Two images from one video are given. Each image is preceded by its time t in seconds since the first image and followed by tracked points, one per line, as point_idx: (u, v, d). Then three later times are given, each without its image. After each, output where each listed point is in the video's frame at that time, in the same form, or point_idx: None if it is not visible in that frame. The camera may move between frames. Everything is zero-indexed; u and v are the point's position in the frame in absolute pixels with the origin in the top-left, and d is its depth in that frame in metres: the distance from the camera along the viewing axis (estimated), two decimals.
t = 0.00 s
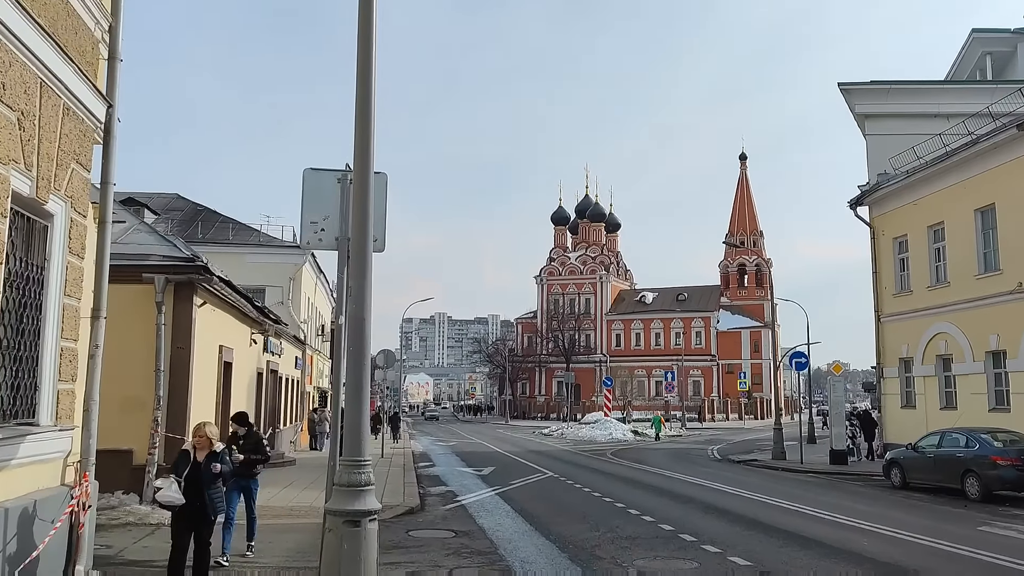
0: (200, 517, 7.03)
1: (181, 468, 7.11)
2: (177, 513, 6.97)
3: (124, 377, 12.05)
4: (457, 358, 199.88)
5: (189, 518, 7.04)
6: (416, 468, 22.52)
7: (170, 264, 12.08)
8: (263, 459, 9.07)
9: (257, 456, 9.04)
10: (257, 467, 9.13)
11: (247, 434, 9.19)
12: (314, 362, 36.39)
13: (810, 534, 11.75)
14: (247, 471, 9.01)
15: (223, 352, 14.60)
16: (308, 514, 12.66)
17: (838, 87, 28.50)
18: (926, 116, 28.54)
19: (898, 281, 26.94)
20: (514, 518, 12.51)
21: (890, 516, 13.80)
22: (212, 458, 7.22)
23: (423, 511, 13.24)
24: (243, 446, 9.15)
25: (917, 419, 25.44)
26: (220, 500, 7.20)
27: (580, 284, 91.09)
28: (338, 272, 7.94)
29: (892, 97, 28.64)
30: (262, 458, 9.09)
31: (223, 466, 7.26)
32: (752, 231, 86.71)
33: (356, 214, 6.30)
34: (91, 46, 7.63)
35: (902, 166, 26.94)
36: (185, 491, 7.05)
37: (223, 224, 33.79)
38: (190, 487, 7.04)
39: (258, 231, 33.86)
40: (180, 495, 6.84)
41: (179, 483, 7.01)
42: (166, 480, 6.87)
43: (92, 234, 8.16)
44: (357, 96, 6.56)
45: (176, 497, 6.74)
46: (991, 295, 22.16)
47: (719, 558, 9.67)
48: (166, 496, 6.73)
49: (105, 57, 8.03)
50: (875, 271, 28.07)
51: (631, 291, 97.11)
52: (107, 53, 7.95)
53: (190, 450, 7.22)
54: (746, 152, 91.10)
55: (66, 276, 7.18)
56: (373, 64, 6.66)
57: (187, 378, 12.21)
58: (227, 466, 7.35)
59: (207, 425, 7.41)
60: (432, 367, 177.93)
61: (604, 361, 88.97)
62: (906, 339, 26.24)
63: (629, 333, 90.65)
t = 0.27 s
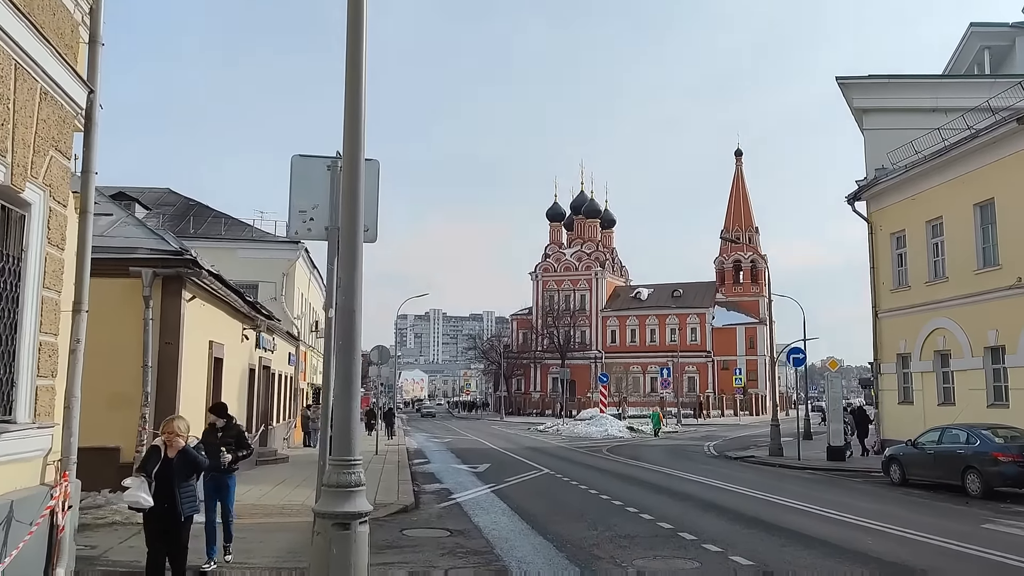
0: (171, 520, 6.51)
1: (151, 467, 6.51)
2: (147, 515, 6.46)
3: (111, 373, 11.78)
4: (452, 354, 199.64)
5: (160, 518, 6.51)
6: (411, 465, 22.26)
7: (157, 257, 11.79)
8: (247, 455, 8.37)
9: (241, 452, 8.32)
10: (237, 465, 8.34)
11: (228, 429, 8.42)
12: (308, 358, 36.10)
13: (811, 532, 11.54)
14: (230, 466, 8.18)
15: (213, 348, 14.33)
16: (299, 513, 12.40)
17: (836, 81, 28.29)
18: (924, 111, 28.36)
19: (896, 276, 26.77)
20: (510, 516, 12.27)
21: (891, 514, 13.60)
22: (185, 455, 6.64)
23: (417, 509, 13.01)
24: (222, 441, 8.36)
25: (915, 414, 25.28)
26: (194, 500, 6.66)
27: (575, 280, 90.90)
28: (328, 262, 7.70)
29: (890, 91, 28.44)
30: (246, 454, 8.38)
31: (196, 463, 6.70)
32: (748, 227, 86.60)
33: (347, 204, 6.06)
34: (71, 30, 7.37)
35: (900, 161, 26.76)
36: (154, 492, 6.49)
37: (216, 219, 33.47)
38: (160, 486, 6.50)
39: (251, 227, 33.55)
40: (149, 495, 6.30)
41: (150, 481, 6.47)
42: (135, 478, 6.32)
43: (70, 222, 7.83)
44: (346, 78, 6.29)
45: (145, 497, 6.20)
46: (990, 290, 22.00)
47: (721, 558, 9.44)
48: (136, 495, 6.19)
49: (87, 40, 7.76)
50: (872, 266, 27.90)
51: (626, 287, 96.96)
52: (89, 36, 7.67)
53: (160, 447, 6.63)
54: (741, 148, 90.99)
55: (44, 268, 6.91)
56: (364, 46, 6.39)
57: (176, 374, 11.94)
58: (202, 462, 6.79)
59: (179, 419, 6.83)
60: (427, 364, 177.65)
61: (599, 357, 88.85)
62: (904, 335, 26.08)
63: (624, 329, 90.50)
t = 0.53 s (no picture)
0: (142, 529, 5.80)
1: (121, 469, 5.76)
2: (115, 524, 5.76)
3: (96, 368, 11.47)
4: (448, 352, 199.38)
5: (131, 529, 5.80)
6: (406, 463, 21.99)
7: (145, 250, 11.49)
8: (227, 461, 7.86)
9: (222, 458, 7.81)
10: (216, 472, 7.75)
11: (208, 433, 7.88)
12: (302, 355, 35.81)
13: (815, 532, 11.28)
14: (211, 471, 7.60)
15: (203, 343, 14.04)
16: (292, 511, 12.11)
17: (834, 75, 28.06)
18: (923, 105, 28.15)
19: (895, 272, 26.55)
20: (507, 515, 11.99)
21: (894, 513, 13.35)
22: (161, 456, 5.92)
23: (412, 508, 12.74)
24: (202, 444, 7.81)
25: (915, 411, 25.08)
26: (171, 507, 5.94)
27: (571, 277, 90.67)
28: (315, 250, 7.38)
29: (889, 86, 28.21)
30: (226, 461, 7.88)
31: (175, 465, 5.97)
32: (744, 224, 86.50)
33: (332, 189, 5.80)
34: (48, 9, 7.08)
35: (899, 156, 26.56)
36: (124, 497, 5.77)
37: (208, 215, 33.12)
38: (132, 491, 5.78)
39: (244, 222, 33.20)
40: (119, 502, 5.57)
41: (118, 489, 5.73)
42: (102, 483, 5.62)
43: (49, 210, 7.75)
44: (332, 56, 6.02)
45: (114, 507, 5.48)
46: (991, 285, 21.79)
47: (725, 559, 9.16)
48: (102, 505, 5.46)
49: (64, 22, 7.46)
50: (870, 261, 27.68)
51: (622, 284, 96.76)
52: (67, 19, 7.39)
53: (133, 447, 5.91)
54: (738, 145, 90.79)
55: (20, 258, 6.62)
56: (351, 23, 6.12)
57: (164, 369, 11.63)
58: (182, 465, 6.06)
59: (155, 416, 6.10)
60: (423, 362, 177.42)
61: (596, 354, 88.63)
62: (903, 331, 25.89)
63: (621, 327, 90.32)
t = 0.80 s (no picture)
0: (111, 541, 5.43)
1: (88, 478, 5.59)
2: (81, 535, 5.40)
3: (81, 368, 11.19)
4: (442, 351, 199.03)
5: (97, 538, 5.42)
6: (399, 464, 21.74)
7: (131, 247, 11.22)
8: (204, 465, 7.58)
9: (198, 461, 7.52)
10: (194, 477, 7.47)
11: (186, 434, 7.60)
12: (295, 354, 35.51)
13: (816, 536, 11.07)
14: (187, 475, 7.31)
15: (192, 342, 13.77)
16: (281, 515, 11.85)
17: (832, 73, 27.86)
18: (921, 104, 27.96)
19: (893, 272, 26.38)
20: (501, 519, 11.76)
21: (895, 517, 13.15)
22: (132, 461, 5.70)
23: (404, 511, 12.49)
24: (178, 447, 7.51)
25: (912, 412, 24.93)
26: (142, 519, 5.60)
27: (567, 276, 90.46)
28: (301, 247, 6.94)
29: (887, 84, 28.01)
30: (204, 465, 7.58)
31: (146, 472, 5.74)
32: (740, 223, 86.36)
33: (318, 182, 5.56)
34: None
35: (897, 154, 26.37)
36: (93, 505, 5.50)
37: (200, 212, 32.78)
38: (100, 499, 5.51)
39: (236, 220, 32.86)
40: (85, 512, 5.28)
41: (85, 496, 5.49)
42: (65, 494, 5.36)
43: (24, 201, 7.94)
44: (317, 39, 5.75)
45: (80, 517, 5.19)
46: (990, 286, 21.62)
47: (725, 564, 8.94)
48: (68, 514, 5.18)
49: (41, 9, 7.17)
50: (868, 261, 27.50)
51: (617, 283, 96.56)
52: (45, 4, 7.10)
53: (102, 452, 5.69)
54: (733, 144, 90.68)
55: None
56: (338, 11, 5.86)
57: (151, 369, 11.36)
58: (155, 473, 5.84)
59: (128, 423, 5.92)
60: (417, 360, 177.02)
61: (591, 354, 88.43)
62: (901, 331, 25.74)
63: (616, 326, 90.12)
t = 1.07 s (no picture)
0: (71, 558, 5.00)
1: (47, 486, 5.06)
2: (39, 550, 4.92)
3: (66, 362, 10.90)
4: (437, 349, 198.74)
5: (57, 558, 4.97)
6: (393, 462, 21.48)
7: (119, 238, 10.94)
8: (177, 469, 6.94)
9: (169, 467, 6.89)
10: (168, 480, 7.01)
11: (156, 438, 6.95)
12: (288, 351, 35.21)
13: (818, 538, 10.85)
14: (156, 484, 6.89)
15: (182, 337, 13.50)
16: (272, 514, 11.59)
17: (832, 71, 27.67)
18: (920, 103, 27.81)
19: (891, 271, 26.24)
20: (497, 518, 11.51)
21: (896, 518, 12.95)
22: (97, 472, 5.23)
23: (398, 510, 12.24)
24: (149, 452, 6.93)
25: (910, 412, 24.77)
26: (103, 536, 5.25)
27: (562, 274, 90.28)
28: (291, 237, 6.47)
29: (886, 82, 27.84)
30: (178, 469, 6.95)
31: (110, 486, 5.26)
32: (735, 222, 86.32)
33: (308, 164, 5.34)
34: None
35: (896, 153, 26.20)
36: (51, 518, 5.02)
37: (193, 207, 32.45)
38: (58, 511, 5.03)
39: (230, 215, 32.53)
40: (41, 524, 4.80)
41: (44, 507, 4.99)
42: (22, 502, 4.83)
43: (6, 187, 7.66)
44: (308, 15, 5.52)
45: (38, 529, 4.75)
46: (990, 285, 21.47)
47: (728, 566, 8.71)
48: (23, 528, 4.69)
49: None
50: (866, 260, 27.33)
51: (612, 282, 96.42)
52: None
53: (62, 458, 5.13)
54: (729, 143, 90.62)
55: None
56: None
57: (139, 364, 11.08)
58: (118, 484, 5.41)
59: (90, 421, 5.37)
60: (411, 359, 176.68)
61: (585, 352, 88.31)
62: (898, 331, 25.59)
63: (611, 325, 89.95)
